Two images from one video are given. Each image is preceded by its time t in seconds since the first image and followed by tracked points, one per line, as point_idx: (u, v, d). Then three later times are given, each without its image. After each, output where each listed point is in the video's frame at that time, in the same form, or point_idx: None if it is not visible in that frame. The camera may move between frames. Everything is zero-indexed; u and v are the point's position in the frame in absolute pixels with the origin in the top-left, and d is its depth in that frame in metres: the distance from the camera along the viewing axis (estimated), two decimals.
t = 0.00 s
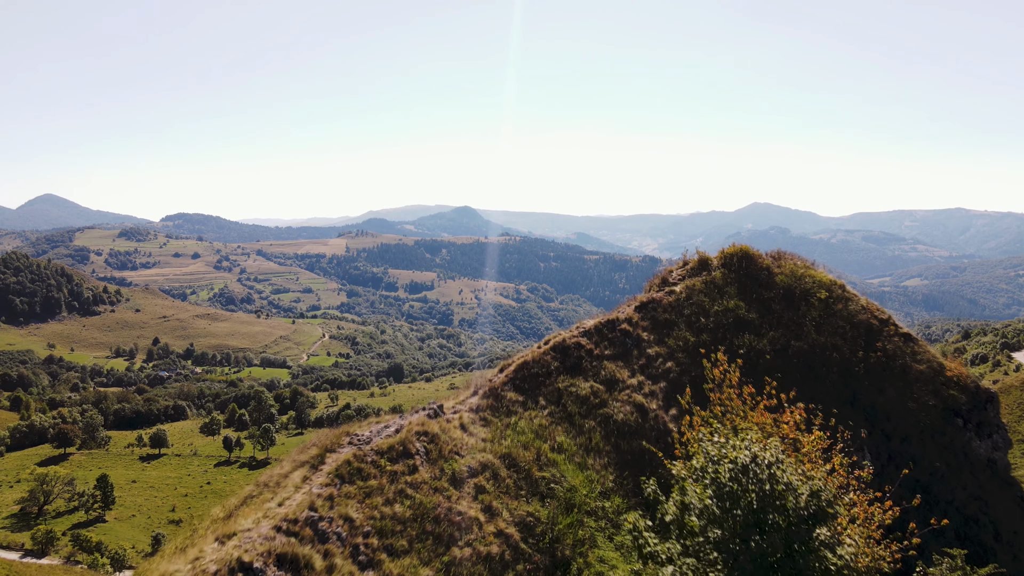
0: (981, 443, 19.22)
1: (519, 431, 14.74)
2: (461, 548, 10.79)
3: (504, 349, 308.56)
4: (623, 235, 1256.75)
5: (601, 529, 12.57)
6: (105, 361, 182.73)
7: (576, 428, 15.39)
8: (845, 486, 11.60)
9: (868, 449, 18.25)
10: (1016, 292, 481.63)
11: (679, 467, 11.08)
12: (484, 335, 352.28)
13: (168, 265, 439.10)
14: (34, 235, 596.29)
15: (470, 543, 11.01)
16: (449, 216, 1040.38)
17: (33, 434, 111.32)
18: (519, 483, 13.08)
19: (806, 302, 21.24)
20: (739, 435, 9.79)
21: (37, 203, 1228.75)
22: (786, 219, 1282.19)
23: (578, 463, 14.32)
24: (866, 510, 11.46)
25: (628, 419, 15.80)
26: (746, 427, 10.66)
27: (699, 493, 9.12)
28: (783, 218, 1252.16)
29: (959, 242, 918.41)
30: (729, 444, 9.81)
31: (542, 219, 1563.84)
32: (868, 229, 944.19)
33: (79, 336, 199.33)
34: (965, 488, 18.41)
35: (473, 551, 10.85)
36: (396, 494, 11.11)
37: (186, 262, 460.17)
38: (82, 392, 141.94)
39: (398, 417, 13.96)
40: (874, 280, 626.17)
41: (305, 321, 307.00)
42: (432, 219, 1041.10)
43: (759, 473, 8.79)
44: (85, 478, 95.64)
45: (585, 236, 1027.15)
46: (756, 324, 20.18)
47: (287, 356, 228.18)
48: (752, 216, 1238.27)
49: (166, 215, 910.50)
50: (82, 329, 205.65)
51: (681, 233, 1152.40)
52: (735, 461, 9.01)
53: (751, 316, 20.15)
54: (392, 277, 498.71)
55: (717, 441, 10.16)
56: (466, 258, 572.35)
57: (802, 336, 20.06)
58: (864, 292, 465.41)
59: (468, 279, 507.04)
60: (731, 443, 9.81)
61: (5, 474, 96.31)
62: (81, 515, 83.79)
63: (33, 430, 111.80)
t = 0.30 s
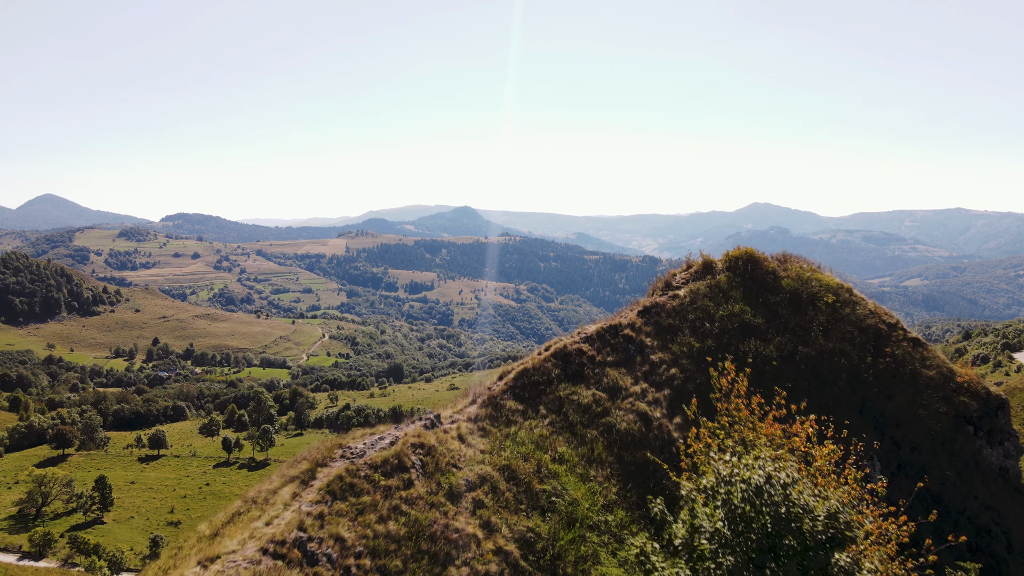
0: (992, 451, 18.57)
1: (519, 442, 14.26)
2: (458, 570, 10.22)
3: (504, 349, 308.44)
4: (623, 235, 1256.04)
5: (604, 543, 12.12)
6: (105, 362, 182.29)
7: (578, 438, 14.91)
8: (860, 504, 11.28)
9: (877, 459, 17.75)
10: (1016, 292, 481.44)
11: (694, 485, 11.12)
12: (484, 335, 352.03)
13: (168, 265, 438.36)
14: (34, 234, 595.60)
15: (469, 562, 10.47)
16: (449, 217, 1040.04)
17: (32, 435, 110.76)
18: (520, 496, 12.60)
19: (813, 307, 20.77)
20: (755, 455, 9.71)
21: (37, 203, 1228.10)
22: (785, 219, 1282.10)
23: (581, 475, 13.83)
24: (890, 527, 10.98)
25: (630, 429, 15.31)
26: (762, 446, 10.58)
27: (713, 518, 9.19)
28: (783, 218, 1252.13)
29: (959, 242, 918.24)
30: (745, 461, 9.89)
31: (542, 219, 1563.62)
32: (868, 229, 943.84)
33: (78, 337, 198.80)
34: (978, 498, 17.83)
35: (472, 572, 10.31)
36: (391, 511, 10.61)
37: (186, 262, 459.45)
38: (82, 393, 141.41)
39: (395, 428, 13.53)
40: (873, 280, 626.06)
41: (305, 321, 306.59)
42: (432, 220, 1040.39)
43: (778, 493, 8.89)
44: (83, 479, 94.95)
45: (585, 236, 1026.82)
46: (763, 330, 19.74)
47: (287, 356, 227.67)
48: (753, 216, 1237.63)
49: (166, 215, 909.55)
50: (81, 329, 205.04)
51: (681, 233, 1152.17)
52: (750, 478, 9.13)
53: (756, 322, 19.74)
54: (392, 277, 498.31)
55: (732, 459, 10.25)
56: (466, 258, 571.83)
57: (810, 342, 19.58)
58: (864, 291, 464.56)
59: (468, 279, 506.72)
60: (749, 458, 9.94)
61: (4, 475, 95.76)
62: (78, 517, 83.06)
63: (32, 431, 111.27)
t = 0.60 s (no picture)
0: (1003, 458, 17.86)
1: (518, 452, 13.77)
2: None
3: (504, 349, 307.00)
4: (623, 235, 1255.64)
5: (606, 560, 11.59)
6: (105, 362, 181.90)
7: (579, 447, 14.45)
8: (878, 524, 10.86)
9: (889, 469, 17.16)
10: (1016, 292, 480.90)
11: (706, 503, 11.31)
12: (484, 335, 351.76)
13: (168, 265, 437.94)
14: (34, 234, 595.56)
15: None
16: (449, 217, 1039.82)
17: (31, 435, 110.28)
18: (518, 511, 12.05)
19: (820, 311, 20.29)
20: (770, 475, 9.91)
21: (38, 203, 1229.96)
22: (786, 219, 1281.61)
23: (583, 487, 13.36)
24: (907, 545, 10.56)
25: (634, 438, 14.79)
26: (777, 466, 10.58)
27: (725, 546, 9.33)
28: (783, 219, 1251.59)
29: (959, 243, 917.67)
30: (761, 482, 10.05)
31: (542, 220, 1562.77)
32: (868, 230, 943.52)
33: (78, 337, 198.35)
34: (989, 507, 17.15)
35: None
36: (380, 529, 10.05)
37: (186, 262, 459.01)
38: (81, 393, 140.88)
39: (391, 439, 13.05)
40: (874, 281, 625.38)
41: (305, 321, 306.28)
42: (432, 220, 1040.33)
43: (796, 517, 9.03)
44: (82, 481, 94.38)
45: (585, 236, 1027.25)
46: (769, 335, 19.31)
47: (287, 357, 227.20)
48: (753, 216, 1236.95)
49: (166, 215, 909.11)
50: (81, 330, 204.58)
51: (681, 233, 1152.06)
52: (771, 500, 9.29)
53: (762, 326, 19.34)
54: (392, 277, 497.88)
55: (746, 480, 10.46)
56: (466, 258, 571.35)
57: (817, 347, 19.13)
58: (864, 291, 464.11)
59: (468, 279, 506.47)
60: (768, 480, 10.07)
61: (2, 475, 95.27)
62: (77, 519, 82.64)
63: (31, 431, 110.85)
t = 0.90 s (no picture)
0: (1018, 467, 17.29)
1: (518, 465, 13.27)
2: None
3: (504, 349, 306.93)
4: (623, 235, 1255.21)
5: None
6: (104, 362, 181.25)
7: (581, 457, 13.97)
8: (895, 544, 10.41)
9: (900, 479, 16.53)
10: (1016, 293, 480.29)
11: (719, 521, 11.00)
12: (484, 336, 351.47)
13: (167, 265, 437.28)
14: (34, 234, 595.07)
15: None
16: (449, 216, 1039.28)
17: (30, 436, 109.64)
18: (518, 527, 11.58)
19: (828, 315, 19.81)
20: (789, 499, 9.42)
21: (38, 203, 1229.96)
22: (786, 219, 1280.37)
23: (586, 500, 12.88)
24: (929, 567, 10.11)
25: (638, 449, 14.27)
26: (791, 484, 10.21)
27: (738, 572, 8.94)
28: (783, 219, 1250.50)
29: (959, 243, 917.05)
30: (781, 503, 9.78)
31: (541, 220, 1561.73)
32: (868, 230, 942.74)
33: (78, 337, 197.82)
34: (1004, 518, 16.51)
35: None
36: (374, 549, 9.57)
37: (186, 262, 458.22)
38: (81, 394, 140.28)
39: (386, 452, 12.59)
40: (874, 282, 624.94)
41: (305, 321, 305.73)
42: (432, 220, 1039.80)
43: (818, 544, 8.68)
44: (80, 482, 93.73)
45: (585, 236, 1027.00)
46: (777, 340, 18.84)
47: (287, 357, 226.60)
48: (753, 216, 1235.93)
49: (166, 215, 908.06)
50: (81, 330, 203.97)
51: (681, 233, 1151.52)
52: (793, 523, 9.01)
53: (768, 332, 18.90)
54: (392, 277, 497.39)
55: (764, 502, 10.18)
56: (466, 258, 570.89)
57: (826, 353, 18.64)
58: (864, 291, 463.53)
59: (468, 279, 506.08)
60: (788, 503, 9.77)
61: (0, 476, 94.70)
62: (75, 520, 81.99)
63: (30, 432, 110.25)
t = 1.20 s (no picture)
0: None
1: (518, 478, 12.75)
2: None
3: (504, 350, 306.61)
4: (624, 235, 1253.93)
5: None
6: (103, 362, 180.48)
7: (582, 468, 13.52)
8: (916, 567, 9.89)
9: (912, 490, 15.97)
10: (1017, 293, 479.81)
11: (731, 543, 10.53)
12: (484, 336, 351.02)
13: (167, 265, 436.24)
14: (33, 234, 593.77)
15: None
16: (449, 217, 1038.56)
17: (28, 437, 108.93)
18: (518, 545, 11.06)
19: (837, 320, 19.29)
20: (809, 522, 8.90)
21: (37, 203, 1227.78)
22: (786, 220, 1279.59)
23: (589, 515, 12.34)
24: None
25: (642, 460, 13.78)
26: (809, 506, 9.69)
27: None
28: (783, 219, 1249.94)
29: (959, 243, 916.52)
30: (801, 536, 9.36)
31: (541, 220, 1560.82)
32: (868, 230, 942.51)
33: (77, 337, 197.02)
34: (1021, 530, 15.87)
35: None
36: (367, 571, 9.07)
37: (185, 262, 457.21)
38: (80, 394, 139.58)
39: (381, 465, 12.06)
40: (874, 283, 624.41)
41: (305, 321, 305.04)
42: (432, 220, 1038.96)
43: None
44: (78, 484, 93.10)
45: (585, 236, 1025.85)
46: (783, 346, 18.41)
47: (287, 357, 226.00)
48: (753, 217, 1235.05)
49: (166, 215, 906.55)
50: (80, 330, 203.23)
51: (682, 233, 1150.64)
52: (814, 556, 8.77)
53: (776, 337, 18.41)
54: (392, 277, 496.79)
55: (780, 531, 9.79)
56: (466, 258, 570.32)
57: (835, 359, 18.16)
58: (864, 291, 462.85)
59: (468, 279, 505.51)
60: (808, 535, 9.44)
61: None
62: (73, 522, 81.29)
63: (28, 433, 109.48)
